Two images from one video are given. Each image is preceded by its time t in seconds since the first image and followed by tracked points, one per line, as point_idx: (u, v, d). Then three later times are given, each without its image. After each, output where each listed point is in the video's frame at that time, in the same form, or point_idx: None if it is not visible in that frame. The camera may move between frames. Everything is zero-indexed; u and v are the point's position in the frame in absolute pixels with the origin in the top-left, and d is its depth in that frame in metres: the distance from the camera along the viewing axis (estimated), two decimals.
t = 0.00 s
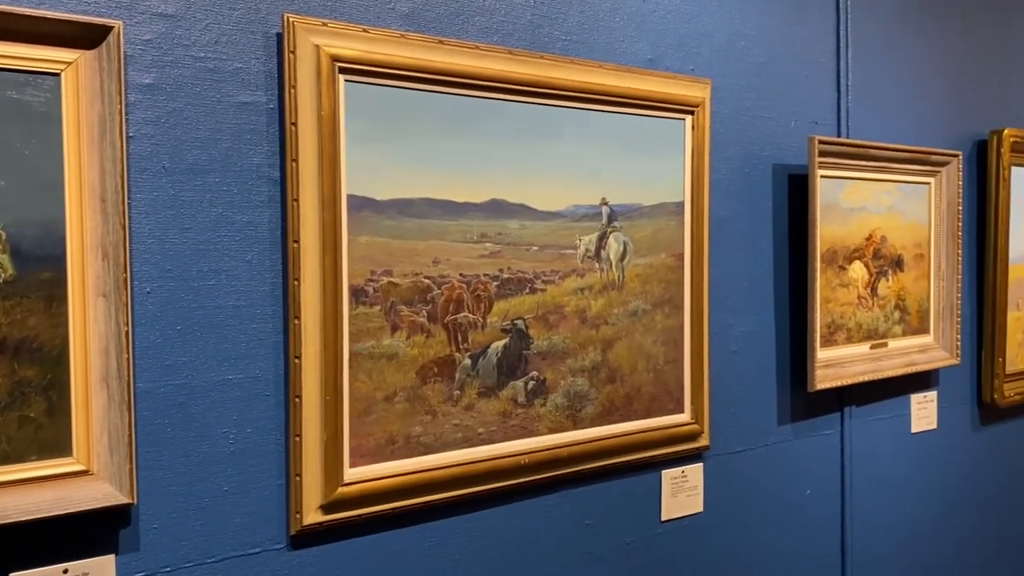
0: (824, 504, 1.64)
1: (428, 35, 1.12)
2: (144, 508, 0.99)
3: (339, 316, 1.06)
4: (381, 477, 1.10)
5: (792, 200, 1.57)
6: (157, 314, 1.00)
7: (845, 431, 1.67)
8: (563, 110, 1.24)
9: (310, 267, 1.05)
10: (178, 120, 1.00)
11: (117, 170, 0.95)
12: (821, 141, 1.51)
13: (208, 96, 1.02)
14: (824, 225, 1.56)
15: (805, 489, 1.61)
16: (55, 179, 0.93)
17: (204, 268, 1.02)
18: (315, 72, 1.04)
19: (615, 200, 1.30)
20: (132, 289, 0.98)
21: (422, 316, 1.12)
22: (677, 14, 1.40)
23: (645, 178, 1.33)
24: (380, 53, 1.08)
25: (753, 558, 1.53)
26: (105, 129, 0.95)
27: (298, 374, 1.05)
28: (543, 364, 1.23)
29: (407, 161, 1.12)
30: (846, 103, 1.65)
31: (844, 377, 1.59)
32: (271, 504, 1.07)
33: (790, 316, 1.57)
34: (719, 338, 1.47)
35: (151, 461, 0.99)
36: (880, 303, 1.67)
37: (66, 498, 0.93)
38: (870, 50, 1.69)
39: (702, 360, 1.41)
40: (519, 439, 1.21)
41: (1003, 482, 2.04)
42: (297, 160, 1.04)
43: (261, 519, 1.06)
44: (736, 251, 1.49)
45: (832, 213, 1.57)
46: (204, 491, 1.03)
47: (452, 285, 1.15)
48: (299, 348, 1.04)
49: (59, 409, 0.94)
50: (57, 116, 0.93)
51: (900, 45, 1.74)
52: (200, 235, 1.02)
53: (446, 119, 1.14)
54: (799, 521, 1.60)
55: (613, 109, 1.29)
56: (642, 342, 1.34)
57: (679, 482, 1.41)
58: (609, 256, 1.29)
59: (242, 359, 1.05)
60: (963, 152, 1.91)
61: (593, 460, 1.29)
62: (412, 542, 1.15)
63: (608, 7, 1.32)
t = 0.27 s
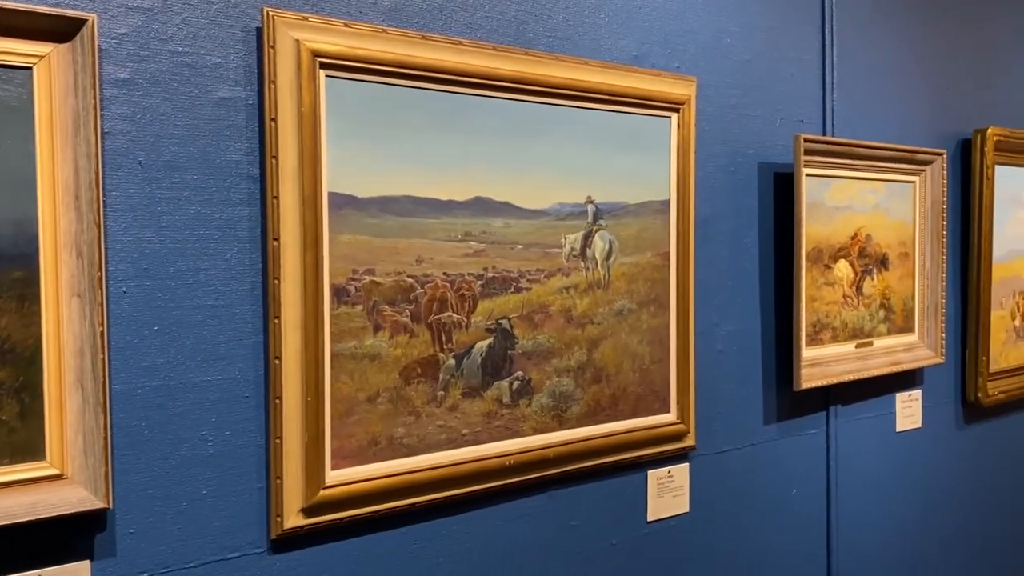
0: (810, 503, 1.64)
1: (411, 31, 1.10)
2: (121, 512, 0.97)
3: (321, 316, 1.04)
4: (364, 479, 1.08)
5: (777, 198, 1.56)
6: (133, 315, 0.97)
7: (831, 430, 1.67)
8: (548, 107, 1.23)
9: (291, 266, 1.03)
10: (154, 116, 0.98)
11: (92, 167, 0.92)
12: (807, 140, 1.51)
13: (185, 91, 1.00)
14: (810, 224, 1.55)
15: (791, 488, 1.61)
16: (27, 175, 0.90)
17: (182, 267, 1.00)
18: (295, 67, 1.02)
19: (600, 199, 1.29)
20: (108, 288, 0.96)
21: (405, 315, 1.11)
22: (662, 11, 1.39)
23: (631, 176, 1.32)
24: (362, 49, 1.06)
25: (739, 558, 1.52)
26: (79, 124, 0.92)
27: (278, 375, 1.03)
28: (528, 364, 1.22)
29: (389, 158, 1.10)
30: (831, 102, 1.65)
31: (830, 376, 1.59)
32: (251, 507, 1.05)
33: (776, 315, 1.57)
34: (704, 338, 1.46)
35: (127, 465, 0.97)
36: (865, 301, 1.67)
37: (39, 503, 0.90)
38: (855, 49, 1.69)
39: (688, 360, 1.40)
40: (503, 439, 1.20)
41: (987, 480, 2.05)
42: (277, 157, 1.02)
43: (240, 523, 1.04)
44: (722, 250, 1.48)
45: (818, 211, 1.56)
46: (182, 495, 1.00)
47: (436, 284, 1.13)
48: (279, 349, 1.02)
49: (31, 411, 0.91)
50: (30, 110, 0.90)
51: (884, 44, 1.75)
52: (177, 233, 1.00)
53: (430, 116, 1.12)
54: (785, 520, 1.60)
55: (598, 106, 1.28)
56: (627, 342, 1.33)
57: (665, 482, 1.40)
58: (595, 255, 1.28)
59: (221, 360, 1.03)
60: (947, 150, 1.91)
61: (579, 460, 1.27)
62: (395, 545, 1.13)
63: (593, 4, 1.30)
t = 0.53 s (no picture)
0: (798, 503, 1.64)
1: (394, 25, 1.08)
2: (97, 519, 0.94)
3: (302, 316, 1.02)
4: (347, 483, 1.06)
5: (765, 196, 1.55)
6: (109, 316, 0.94)
7: (818, 430, 1.66)
8: (534, 103, 1.21)
9: (272, 266, 1.00)
10: (130, 111, 0.95)
11: (65, 164, 0.89)
12: (793, 138, 1.50)
13: (162, 86, 0.97)
14: (797, 222, 1.55)
15: (778, 488, 1.60)
16: None
17: (159, 267, 0.97)
18: (275, 62, 0.99)
19: (587, 197, 1.27)
20: (82, 289, 0.93)
21: (389, 315, 1.08)
22: (649, 7, 1.37)
23: (618, 174, 1.31)
24: (344, 43, 1.03)
25: (727, 559, 1.51)
26: (51, 120, 0.89)
27: (259, 376, 1.00)
28: (515, 364, 1.20)
29: (372, 155, 1.07)
30: (818, 100, 1.64)
31: (817, 375, 1.58)
32: (231, 512, 1.02)
33: (763, 315, 1.56)
34: (692, 337, 1.45)
35: (103, 470, 0.94)
36: (852, 300, 1.67)
37: (10, 510, 0.87)
38: (842, 47, 1.68)
39: (676, 359, 1.39)
40: (490, 441, 1.18)
41: (971, 478, 2.06)
42: (257, 154, 0.99)
43: (220, 529, 1.01)
44: (709, 249, 1.47)
45: (805, 210, 1.56)
46: (160, 500, 0.98)
47: (421, 284, 1.11)
48: (260, 350, 1.00)
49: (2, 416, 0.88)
50: None
51: (871, 42, 1.74)
52: (154, 231, 0.97)
53: (413, 112, 1.10)
54: (772, 520, 1.59)
55: (585, 104, 1.26)
56: (615, 342, 1.31)
57: (653, 483, 1.39)
58: (582, 254, 1.26)
59: (200, 362, 1.00)
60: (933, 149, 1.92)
61: (566, 462, 1.26)
62: (380, 550, 1.11)
63: None
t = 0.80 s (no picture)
0: (785, 503, 1.63)
1: (379, 21, 1.06)
2: (73, 526, 0.91)
3: (285, 318, 1.00)
4: (331, 487, 1.04)
5: (752, 195, 1.55)
6: (86, 318, 0.92)
7: (806, 430, 1.66)
8: (520, 101, 1.19)
9: (253, 266, 0.98)
10: (108, 108, 0.93)
11: (40, 161, 0.87)
12: (781, 136, 1.50)
13: (141, 82, 0.95)
14: (785, 221, 1.54)
15: (766, 489, 1.59)
16: None
17: (138, 267, 0.95)
18: (257, 58, 0.97)
19: (574, 196, 1.26)
20: (58, 291, 0.90)
21: (374, 316, 1.06)
22: (636, 4, 1.36)
23: (606, 173, 1.30)
24: (327, 39, 1.01)
25: (715, 560, 1.50)
26: (26, 116, 0.86)
27: (240, 379, 0.98)
28: (502, 366, 1.18)
29: (356, 153, 1.05)
30: (805, 98, 1.64)
31: (805, 375, 1.58)
32: (213, 519, 0.99)
33: (751, 314, 1.56)
34: (680, 337, 1.44)
35: (80, 476, 0.91)
36: (839, 300, 1.67)
37: None
38: (828, 46, 1.68)
39: (665, 359, 1.38)
40: (477, 444, 1.16)
41: (956, 477, 2.07)
42: (238, 152, 0.97)
43: (201, 535, 0.99)
44: (697, 248, 1.46)
45: (792, 209, 1.55)
46: (140, 507, 0.95)
47: (406, 284, 1.09)
48: (241, 352, 0.98)
49: None
50: None
51: (857, 41, 1.74)
52: (133, 232, 0.94)
53: (398, 110, 1.08)
54: (760, 521, 1.58)
55: (572, 101, 1.25)
56: (603, 342, 1.30)
57: (641, 485, 1.38)
58: (570, 254, 1.25)
59: (180, 365, 0.97)
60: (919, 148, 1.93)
61: (553, 464, 1.24)
62: (365, 556, 1.09)
63: None
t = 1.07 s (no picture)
0: (772, 503, 1.63)
1: (361, 17, 1.04)
2: (49, 533, 0.89)
3: (266, 319, 0.98)
4: (313, 492, 1.02)
5: (738, 194, 1.54)
6: (61, 320, 0.89)
7: (792, 429, 1.66)
8: (505, 99, 1.18)
9: (234, 267, 0.96)
10: (83, 105, 0.90)
11: (12, 159, 0.84)
12: (767, 134, 1.49)
13: (117, 79, 0.92)
14: (771, 220, 1.54)
15: (753, 489, 1.59)
16: None
17: (116, 268, 0.92)
18: (237, 54, 0.95)
19: (560, 195, 1.25)
20: (32, 292, 0.88)
21: (357, 317, 1.04)
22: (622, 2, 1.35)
23: (592, 172, 1.29)
24: (309, 35, 0.99)
25: (702, 561, 1.50)
26: None
27: (220, 382, 0.96)
28: (487, 367, 1.17)
29: (339, 151, 1.03)
30: (790, 97, 1.64)
31: (791, 374, 1.58)
32: (193, 524, 0.97)
33: (737, 313, 1.55)
34: (667, 337, 1.43)
35: (56, 482, 0.89)
36: (825, 299, 1.67)
37: None
38: (814, 44, 1.68)
39: (652, 359, 1.37)
40: (462, 446, 1.14)
41: (942, 475, 2.07)
42: (217, 150, 0.95)
43: (181, 542, 0.96)
44: (683, 247, 1.46)
45: (778, 208, 1.55)
46: (117, 513, 0.92)
47: (390, 284, 1.06)
48: (221, 354, 0.96)
49: None
50: None
51: (842, 39, 1.74)
52: (110, 232, 0.92)
53: (382, 107, 1.06)
54: (747, 521, 1.58)
55: (557, 100, 1.24)
56: (589, 342, 1.29)
57: (628, 486, 1.37)
58: (556, 253, 1.24)
59: (159, 367, 0.95)
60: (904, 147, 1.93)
61: (539, 466, 1.23)
62: (349, 561, 1.07)
63: None
